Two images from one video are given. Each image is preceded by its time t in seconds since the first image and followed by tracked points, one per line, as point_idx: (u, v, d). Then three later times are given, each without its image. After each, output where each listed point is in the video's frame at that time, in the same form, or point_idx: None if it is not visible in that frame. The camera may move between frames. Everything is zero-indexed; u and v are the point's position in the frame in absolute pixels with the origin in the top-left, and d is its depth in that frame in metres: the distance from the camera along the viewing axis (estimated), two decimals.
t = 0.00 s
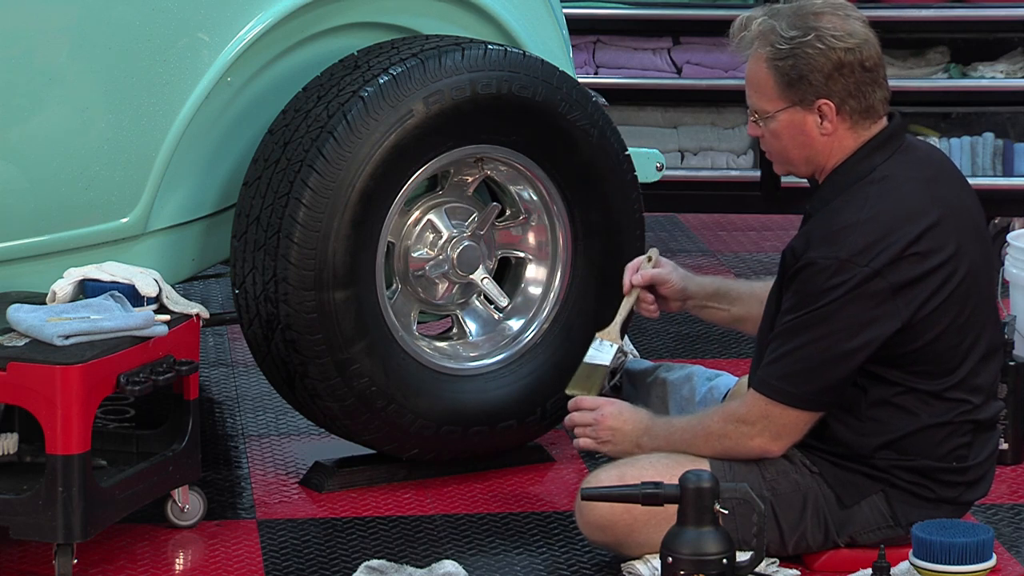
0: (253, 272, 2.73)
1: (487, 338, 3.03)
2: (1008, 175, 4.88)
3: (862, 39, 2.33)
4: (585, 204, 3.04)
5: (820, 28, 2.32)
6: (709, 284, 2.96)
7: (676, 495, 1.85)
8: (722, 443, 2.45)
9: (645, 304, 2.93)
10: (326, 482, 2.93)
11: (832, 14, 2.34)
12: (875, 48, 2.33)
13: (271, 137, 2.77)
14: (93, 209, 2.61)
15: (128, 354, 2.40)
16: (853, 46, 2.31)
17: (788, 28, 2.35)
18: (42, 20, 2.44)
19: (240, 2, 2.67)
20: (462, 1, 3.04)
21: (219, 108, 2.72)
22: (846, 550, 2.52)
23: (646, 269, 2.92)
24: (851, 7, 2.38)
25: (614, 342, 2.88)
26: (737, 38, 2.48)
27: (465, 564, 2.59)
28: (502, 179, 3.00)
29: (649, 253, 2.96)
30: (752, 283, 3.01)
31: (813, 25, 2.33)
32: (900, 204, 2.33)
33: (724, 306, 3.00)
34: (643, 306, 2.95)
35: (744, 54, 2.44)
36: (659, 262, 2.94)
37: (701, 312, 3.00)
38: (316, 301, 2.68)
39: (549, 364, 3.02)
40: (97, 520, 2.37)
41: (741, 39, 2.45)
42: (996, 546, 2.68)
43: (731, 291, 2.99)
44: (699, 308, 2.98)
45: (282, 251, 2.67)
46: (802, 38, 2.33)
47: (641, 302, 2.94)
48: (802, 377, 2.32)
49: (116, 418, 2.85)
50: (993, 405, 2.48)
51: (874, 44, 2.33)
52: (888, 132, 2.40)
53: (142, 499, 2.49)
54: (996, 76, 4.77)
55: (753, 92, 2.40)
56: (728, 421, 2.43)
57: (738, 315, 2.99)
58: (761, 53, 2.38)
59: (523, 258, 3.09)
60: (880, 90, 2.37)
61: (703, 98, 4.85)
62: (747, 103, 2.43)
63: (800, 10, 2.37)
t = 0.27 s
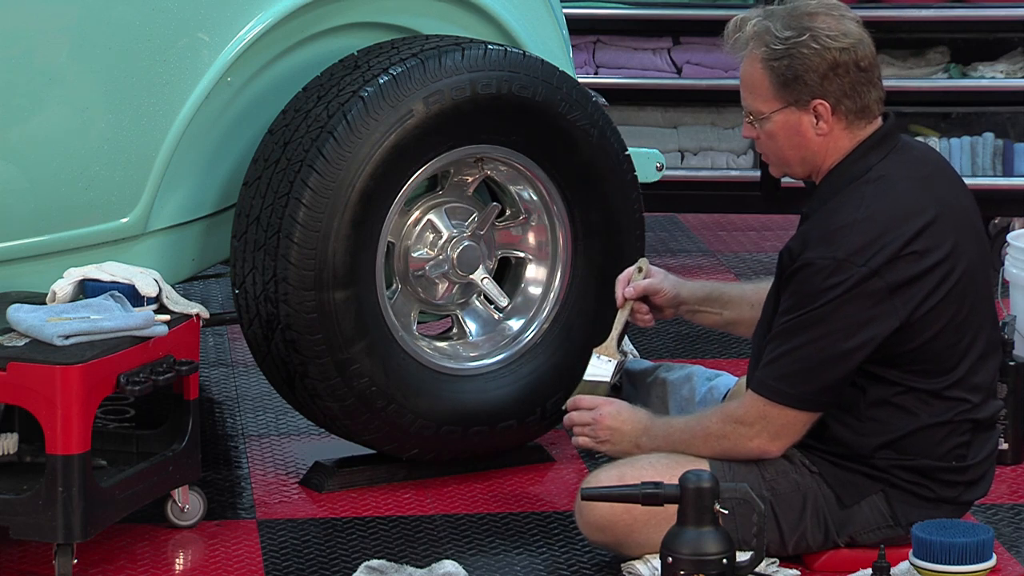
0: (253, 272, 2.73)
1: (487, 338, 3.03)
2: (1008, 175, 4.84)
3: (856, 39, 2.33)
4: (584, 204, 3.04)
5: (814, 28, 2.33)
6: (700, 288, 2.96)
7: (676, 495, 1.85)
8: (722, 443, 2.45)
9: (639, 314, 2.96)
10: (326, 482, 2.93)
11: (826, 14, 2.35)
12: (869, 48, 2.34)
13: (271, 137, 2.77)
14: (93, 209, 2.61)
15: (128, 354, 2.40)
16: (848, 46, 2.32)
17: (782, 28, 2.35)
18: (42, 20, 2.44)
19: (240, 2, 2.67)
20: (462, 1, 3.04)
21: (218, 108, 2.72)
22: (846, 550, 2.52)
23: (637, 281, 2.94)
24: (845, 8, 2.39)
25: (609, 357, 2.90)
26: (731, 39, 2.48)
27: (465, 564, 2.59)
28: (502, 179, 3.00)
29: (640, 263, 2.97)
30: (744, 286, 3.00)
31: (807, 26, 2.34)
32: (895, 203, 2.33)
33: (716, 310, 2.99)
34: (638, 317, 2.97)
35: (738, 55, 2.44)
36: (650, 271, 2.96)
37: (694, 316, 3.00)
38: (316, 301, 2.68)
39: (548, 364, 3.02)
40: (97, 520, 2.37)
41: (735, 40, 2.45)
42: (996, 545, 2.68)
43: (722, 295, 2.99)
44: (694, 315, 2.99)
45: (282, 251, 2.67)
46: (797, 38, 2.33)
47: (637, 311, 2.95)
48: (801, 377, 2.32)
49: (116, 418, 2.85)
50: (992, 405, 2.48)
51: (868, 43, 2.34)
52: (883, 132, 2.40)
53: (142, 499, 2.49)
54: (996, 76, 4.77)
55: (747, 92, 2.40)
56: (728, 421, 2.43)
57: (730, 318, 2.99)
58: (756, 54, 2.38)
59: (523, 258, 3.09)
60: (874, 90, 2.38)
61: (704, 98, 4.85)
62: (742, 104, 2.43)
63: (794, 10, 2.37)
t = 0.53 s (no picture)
0: (253, 272, 2.73)
1: (487, 338, 3.03)
2: (1008, 175, 4.84)
3: (855, 40, 2.33)
4: (584, 203, 3.04)
5: (813, 29, 2.33)
6: (700, 287, 2.97)
7: (676, 495, 1.85)
8: (722, 442, 2.45)
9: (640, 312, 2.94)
10: (326, 482, 2.93)
11: (825, 15, 2.35)
12: (868, 49, 2.34)
13: (270, 137, 2.77)
14: (93, 209, 2.61)
15: (128, 354, 2.40)
16: (847, 47, 2.32)
17: (781, 28, 2.35)
18: (42, 20, 2.44)
19: (240, 2, 2.67)
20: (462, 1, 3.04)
21: (218, 108, 2.72)
22: (846, 550, 2.52)
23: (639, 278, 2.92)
24: (843, 8, 2.39)
25: (609, 356, 2.85)
26: (729, 39, 2.47)
27: (465, 563, 2.59)
28: (502, 179, 3.00)
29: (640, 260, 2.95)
30: (742, 286, 3.02)
31: (806, 26, 2.33)
32: (893, 202, 2.33)
33: (714, 309, 3.01)
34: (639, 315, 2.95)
35: (736, 55, 2.44)
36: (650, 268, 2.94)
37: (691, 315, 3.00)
38: (316, 301, 2.68)
39: (548, 364, 3.02)
40: (97, 521, 2.37)
41: (733, 41, 2.45)
42: (996, 545, 2.68)
43: (721, 294, 3.00)
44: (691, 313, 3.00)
45: (282, 251, 2.67)
46: (796, 39, 2.33)
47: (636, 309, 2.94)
48: (801, 377, 2.32)
49: (116, 418, 2.85)
50: (991, 404, 2.48)
51: (866, 44, 2.35)
52: (881, 131, 2.40)
53: (142, 499, 2.49)
54: (996, 76, 4.76)
55: (746, 93, 2.40)
56: (727, 421, 2.43)
57: (727, 317, 3.01)
58: (755, 54, 2.38)
59: (523, 258, 3.09)
60: (872, 91, 2.38)
61: (704, 98, 4.85)
62: (740, 104, 2.42)
63: (793, 10, 2.37)
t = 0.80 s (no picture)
0: (253, 272, 2.73)
1: (487, 338, 3.03)
2: (1008, 175, 4.84)
3: (855, 41, 2.34)
4: (584, 203, 3.04)
5: (814, 31, 2.33)
6: (696, 285, 2.97)
7: (675, 495, 1.85)
8: (722, 443, 2.45)
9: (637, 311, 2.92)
10: (326, 482, 2.93)
11: (825, 16, 2.35)
12: (868, 51, 2.34)
13: (270, 137, 2.77)
14: (93, 208, 2.61)
15: (128, 354, 2.40)
16: (847, 49, 2.32)
17: (782, 30, 2.35)
18: (42, 20, 2.44)
19: (240, 2, 2.67)
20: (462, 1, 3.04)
21: (218, 108, 2.72)
22: (846, 550, 2.52)
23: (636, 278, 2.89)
24: (842, 9, 2.39)
25: (609, 356, 2.83)
26: (729, 40, 2.47)
27: (465, 563, 2.59)
28: (502, 179, 3.00)
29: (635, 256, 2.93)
30: (739, 283, 3.02)
31: (807, 28, 2.33)
32: (892, 203, 2.33)
33: (711, 306, 3.01)
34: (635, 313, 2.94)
35: (736, 56, 2.44)
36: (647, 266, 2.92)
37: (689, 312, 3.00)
38: (316, 301, 2.68)
39: (548, 365, 3.02)
40: (97, 521, 2.37)
41: (734, 42, 2.44)
42: (996, 545, 2.68)
43: (718, 291, 3.00)
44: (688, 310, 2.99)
45: (282, 251, 2.67)
46: (797, 41, 2.33)
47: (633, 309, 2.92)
48: (801, 377, 2.32)
49: (116, 418, 2.85)
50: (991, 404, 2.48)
51: (866, 46, 2.35)
52: (882, 132, 2.40)
53: (142, 499, 2.49)
54: (996, 76, 4.76)
55: (746, 94, 2.40)
56: (727, 421, 2.43)
57: (726, 314, 3.01)
58: (756, 56, 2.38)
59: (523, 258, 3.09)
60: (872, 93, 2.38)
61: (704, 97, 4.85)
62: (740, 106, 2.42)
63: (793, 12, 2.37)
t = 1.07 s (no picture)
0: (253, 272, 2.73)
1: (487, 338, 3.03)
2: (1008, 175, 4.83)
3: (857, 42, 2.33)
4: (585, 203, 3.04)
5: (816, 32, 2.33)
6: (688, 285, 2.97)
7: (675, 495, 1.85)
8: (722, 443, 2.45)
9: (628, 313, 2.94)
10: (326, 482, 2.93)
11: (826, 17, 2.35)
12: (869, 52, 2.34)
13: (271, 137, 2.77)
14: (93, 208, 2.61)
15: (128, 354, 2.40)
16: (849, 50, 2.32)
17: (784, 31, 2.35)
18: (42, 20, 2.44)
19: (240, 2, 2.67)
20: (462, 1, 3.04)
21: (219, 108, 2.72)
22: (846, 550, 2.52)
23: (625, 279, 2.91)
24: (844, 10, 2.39)
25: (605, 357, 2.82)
26: (730, 41, 2.47)
27: (465, 563, 2.59)
28: (502, 179, 3.00)
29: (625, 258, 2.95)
30: (732, 281, 3.01)
31: (809, 29, 2.33)
32: (892, 204, 2.33)
33: (703, 306, 3.01)
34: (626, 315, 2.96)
35: (738, 57, 2.44)
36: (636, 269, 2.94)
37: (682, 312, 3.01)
38: (316, 301, 2.68)
39: (548, 365, 3.02)
40: (97, 521, 2.37)
41: (735, 43, 2.44)
42: (996, 545, 2.68)
43: (710, 291, 3.00)
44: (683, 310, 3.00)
45: (282, 251, 2.67)
46: (798, 42, 2.33)
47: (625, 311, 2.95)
48: (801, 378, 2.32)
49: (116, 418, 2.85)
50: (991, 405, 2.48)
51: (868, 47, 2.35)
52: (883, 133, 2.40)
53: (142, 499, 2.49)
54: (996, 76, 4.76)
55: (747, 96, 2.40)
56: (727, 421, 2.43)
57: (717, 315, 3.01)
58: (757, 57, 2.38)
59: (523, 258, 3.09)
60: (874, 94, 2.38)
61: (704, 97, 4.85)
62: (741, 107, 2.42)
63: (795, 13, 2.37)
